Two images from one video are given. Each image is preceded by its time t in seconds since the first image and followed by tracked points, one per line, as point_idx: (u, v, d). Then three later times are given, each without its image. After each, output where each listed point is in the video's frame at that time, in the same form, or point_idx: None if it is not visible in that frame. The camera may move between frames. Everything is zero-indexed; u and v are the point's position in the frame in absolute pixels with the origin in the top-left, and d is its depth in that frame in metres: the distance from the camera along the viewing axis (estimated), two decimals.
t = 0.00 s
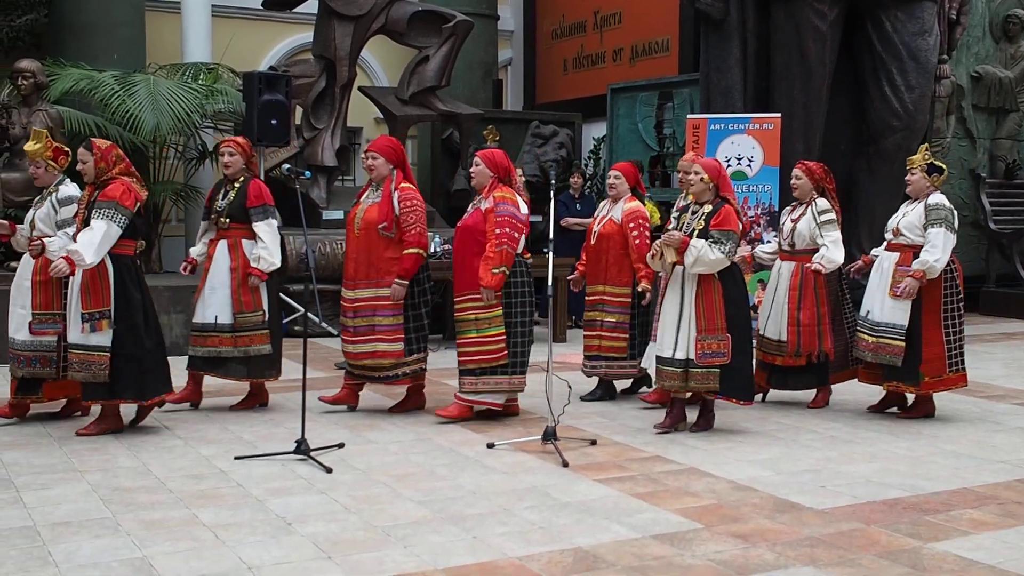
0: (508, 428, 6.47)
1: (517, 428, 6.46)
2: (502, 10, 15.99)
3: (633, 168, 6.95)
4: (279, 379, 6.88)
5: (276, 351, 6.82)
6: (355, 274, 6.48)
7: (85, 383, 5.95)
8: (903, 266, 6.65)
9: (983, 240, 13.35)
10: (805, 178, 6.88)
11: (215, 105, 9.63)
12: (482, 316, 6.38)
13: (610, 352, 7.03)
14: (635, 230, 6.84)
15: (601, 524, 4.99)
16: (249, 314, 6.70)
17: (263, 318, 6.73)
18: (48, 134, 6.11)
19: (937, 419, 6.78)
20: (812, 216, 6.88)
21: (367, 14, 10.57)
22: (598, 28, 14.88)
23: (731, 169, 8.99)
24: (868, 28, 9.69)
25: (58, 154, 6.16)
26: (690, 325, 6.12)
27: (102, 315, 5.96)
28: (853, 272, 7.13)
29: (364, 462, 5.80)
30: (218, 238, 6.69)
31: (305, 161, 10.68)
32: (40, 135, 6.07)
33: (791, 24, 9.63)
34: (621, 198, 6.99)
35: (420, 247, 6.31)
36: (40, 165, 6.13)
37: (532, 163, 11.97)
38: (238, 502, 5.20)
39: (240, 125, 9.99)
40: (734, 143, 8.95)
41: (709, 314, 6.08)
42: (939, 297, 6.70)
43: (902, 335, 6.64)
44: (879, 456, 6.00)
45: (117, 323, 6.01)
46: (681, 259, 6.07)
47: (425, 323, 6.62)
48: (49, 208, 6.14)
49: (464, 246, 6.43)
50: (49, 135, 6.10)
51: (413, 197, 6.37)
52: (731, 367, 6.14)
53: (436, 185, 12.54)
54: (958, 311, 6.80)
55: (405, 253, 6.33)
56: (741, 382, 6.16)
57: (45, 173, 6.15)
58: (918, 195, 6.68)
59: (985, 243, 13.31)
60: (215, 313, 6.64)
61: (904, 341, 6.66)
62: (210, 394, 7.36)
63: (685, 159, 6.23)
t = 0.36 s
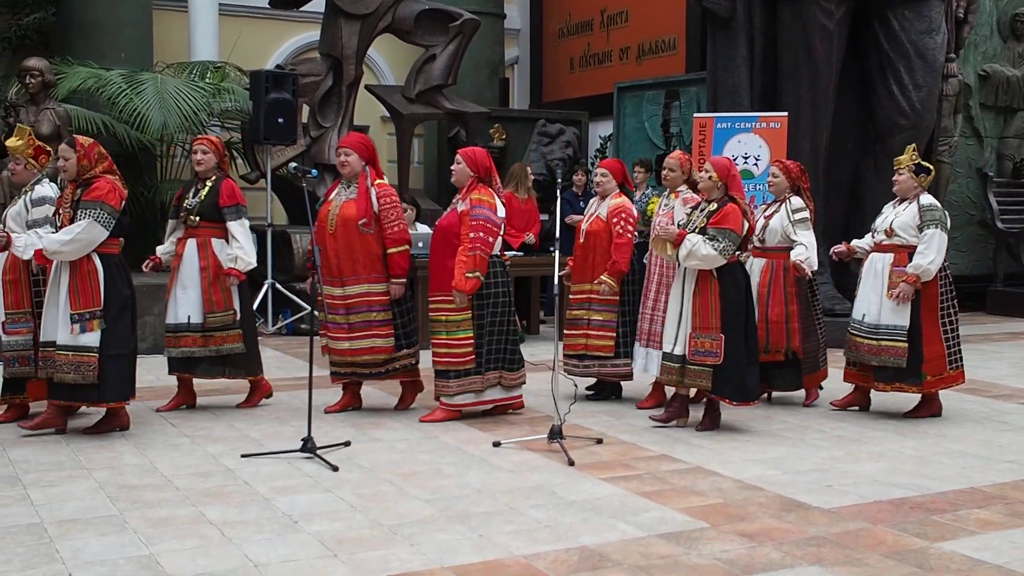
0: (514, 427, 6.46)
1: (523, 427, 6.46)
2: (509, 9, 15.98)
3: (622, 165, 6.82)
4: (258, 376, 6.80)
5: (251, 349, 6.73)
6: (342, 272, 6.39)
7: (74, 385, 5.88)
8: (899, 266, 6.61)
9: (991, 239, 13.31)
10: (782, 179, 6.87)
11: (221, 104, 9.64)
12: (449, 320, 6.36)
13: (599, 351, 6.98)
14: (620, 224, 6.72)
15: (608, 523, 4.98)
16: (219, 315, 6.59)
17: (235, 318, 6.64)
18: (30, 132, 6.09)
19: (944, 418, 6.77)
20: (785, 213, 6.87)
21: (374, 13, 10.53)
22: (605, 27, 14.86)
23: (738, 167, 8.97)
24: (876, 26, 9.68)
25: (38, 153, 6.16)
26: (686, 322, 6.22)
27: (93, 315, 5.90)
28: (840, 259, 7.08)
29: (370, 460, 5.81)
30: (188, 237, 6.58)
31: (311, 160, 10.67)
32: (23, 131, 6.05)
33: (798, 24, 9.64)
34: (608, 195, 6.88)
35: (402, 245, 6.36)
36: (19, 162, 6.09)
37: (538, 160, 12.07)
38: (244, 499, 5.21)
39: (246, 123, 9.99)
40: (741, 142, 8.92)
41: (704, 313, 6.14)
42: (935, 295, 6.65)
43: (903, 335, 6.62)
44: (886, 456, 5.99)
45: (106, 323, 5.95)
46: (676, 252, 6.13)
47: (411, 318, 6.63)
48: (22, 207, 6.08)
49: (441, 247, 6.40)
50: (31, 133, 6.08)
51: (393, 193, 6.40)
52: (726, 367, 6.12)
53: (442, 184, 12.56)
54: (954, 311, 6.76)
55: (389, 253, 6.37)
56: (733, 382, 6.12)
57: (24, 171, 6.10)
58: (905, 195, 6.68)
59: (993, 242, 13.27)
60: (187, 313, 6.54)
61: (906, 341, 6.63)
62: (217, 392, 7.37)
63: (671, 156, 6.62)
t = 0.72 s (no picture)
0: (522, 426, 6.47)
1: (531, 426, 6.46)
2: (518, 5, 16.23)
3: (607, 164, 6.88)
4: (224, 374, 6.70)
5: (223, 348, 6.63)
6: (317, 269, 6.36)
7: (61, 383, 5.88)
8: (875, 263, 6.62)
9: (1000, 238, 13.25)
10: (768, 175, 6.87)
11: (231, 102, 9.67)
12: (436, 317, 6.29)
13: (597, 349, 6.98)
14: (606, 221, 6.77)
15: (615, 522, 4.98)
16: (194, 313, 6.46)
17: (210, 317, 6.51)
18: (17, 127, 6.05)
19: (954, 418, 6.75)
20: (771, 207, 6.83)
21: (382, 11, 10.57)
22: (613, 26, 14.84)
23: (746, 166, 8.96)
24: (885, 25, 9.70)
25: (23, 148, 6.12)
26: (689, 320, 6.20)
27: (73, 313, 5.90)
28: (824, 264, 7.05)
29: (378, 458, 5.82)
30: (166, 234, 6.45)
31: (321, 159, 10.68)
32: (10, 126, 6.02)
33: (807, 21, 9.62)
34: (594, 194, 6.94)
35: (377, 242, 6.27)
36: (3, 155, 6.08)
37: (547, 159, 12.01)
38: (252, 497, 5.23)
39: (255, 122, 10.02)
40: (749, 140, 8.91)
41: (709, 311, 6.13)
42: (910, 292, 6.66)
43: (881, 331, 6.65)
44: (895, 455, 5.97)
45: (88, 320, 5.96)
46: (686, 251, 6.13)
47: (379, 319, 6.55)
48: (10, 203, 6.14)
49: (423, 243, 6.36)
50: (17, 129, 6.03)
51: (373, 193, 6.30)
52: (732, 366, 6.09)
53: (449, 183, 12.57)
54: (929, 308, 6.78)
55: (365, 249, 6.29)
56: (735, 382, 6.10)
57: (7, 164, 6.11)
58: (882, 192, 6.67)
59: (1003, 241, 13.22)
60: (161, 309, 6.41)
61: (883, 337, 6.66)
62: (225, 390, 7.39)
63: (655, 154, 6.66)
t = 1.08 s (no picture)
0: (533, 424, 6.47)
1: (541, 425, 6.46)
2: (529, 5, 16.30)
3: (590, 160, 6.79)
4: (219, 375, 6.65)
5: (215, 349, 6.58)
6: (298, 272, 6.26)
7: (11, 382, 5.83)
8: (861, 260, 6.61)
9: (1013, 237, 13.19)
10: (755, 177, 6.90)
11: (243, 101, 9.69)
12: (435, 317, 6.28)
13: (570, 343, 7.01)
14: (592, 219, 6.92)
15: (626, 521, 4.98)
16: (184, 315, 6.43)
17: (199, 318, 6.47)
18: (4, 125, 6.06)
19: (966, 418, 6.72)
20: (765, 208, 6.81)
21: (394, 10, 10.58)
22: (624, 24, 14.82)
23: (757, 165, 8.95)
24: (897, 23, 9.67)
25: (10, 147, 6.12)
26: (712, 316, 6.15)
27: (31, 311, 5.83)
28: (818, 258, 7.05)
29: (389, 456, 5.83)
30: (154, 236, 6.43)
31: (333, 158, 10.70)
32: None
33: (819, 20, 9.60)
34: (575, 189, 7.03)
35: (360, 249, 6.13)
36: None
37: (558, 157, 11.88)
38: (264, 495, 5.25)
39: (266, 121, 10.04)
40: (761, 139, 8.94)
41: (731, 309, 6.09)
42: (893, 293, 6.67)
43: (854, 327, 6.67)
44: (906, 455, 5.95)
45: (45, 319, 5.88)
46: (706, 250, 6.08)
47: (366, 323, 6.45)
48: None
49: (414, 245, 6.37)
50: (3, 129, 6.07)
51: (357, 195, 6.16)
52: (754, 364, 6.08)
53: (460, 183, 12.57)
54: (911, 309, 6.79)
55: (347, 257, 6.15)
56: (758, 378, 6.08)
57: None
58: (874, 191, 6.65)
59: (1017, 240, 13.15)
60: (150, 312, 6.38)
61: (856, 332, 6.69)
62: (236, 388, 7.42)
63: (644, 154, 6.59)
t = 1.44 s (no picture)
0: (544, 423, 6.47)
1: (553, 424, 6.46)
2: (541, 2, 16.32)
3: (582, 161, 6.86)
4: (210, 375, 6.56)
5: (201, 348, 6.49)
6: (282, 268, 6.27)
7: None
8: (841, 262, 6.74)
9: None
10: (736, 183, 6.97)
11: (255, 100, 9.71)
12: (420, 313, 6.29)
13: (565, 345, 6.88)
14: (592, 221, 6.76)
15: (637, 521, 4.98)
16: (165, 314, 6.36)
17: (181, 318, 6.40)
18: None
19: (979, 418, 6.70)
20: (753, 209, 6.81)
21: (406, 9, 10.53)
22: (636, 23, 14.79)
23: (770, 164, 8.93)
24: (911, 22, 9.65)
25: None
26: (728, 317, 6.11)
27: (7, 313, 5.71)
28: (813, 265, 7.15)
29: (400, 455, 5.84)
30: (136, 233, 6.38)
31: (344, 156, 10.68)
32: None
33: (831, 19, 9.57)
34: (570, 189, 6.86)
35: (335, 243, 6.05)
36: None
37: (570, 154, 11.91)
38: (276, 493, 5.26)
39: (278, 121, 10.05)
40: (773, 138, 8.94)
41: (746, 306, 6.06)
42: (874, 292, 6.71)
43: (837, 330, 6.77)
44: (919, 455, 5.93)
45: (18, 322, 5.77)
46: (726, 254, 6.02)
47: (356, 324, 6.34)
48: None
49: (399, 242, 6.33)
50: None
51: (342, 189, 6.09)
52: (770, 361, 6.08)
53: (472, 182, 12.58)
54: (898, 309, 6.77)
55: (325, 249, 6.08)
56: (774, 377, 6.09)
57: None
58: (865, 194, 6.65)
59: None
60: (130, 311, 6.31)
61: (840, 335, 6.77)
62: (248, 386, 7.44)
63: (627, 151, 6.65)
